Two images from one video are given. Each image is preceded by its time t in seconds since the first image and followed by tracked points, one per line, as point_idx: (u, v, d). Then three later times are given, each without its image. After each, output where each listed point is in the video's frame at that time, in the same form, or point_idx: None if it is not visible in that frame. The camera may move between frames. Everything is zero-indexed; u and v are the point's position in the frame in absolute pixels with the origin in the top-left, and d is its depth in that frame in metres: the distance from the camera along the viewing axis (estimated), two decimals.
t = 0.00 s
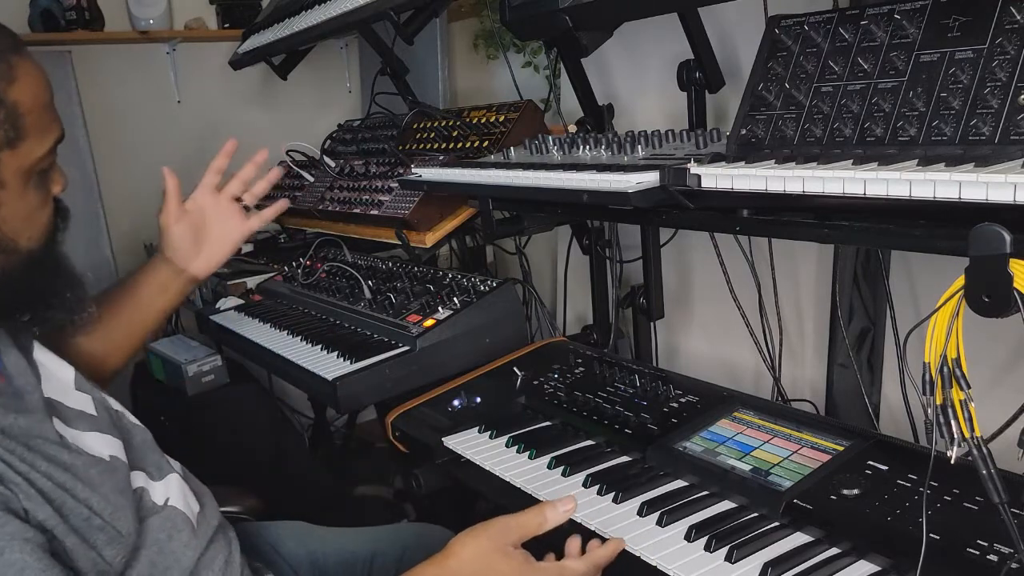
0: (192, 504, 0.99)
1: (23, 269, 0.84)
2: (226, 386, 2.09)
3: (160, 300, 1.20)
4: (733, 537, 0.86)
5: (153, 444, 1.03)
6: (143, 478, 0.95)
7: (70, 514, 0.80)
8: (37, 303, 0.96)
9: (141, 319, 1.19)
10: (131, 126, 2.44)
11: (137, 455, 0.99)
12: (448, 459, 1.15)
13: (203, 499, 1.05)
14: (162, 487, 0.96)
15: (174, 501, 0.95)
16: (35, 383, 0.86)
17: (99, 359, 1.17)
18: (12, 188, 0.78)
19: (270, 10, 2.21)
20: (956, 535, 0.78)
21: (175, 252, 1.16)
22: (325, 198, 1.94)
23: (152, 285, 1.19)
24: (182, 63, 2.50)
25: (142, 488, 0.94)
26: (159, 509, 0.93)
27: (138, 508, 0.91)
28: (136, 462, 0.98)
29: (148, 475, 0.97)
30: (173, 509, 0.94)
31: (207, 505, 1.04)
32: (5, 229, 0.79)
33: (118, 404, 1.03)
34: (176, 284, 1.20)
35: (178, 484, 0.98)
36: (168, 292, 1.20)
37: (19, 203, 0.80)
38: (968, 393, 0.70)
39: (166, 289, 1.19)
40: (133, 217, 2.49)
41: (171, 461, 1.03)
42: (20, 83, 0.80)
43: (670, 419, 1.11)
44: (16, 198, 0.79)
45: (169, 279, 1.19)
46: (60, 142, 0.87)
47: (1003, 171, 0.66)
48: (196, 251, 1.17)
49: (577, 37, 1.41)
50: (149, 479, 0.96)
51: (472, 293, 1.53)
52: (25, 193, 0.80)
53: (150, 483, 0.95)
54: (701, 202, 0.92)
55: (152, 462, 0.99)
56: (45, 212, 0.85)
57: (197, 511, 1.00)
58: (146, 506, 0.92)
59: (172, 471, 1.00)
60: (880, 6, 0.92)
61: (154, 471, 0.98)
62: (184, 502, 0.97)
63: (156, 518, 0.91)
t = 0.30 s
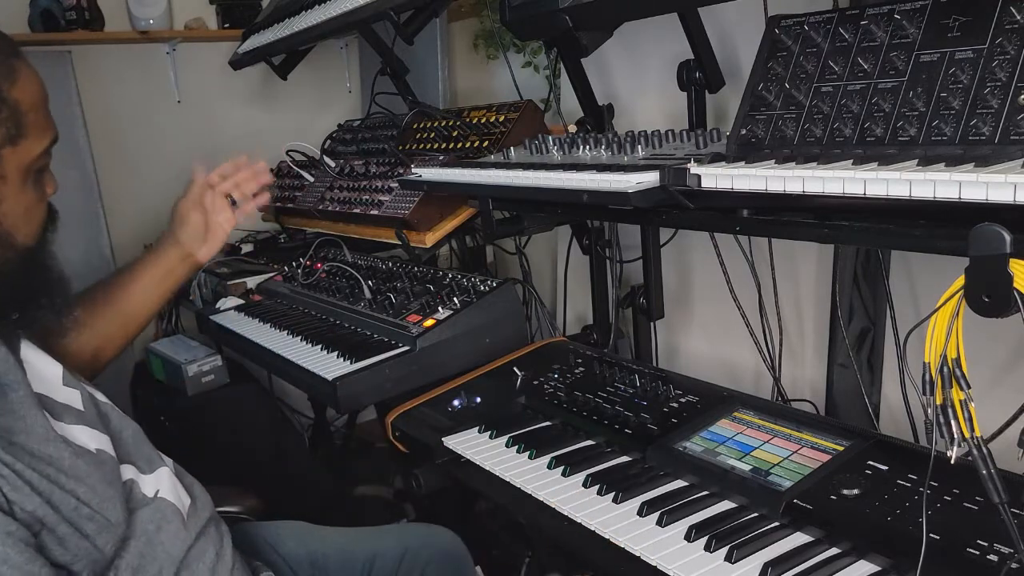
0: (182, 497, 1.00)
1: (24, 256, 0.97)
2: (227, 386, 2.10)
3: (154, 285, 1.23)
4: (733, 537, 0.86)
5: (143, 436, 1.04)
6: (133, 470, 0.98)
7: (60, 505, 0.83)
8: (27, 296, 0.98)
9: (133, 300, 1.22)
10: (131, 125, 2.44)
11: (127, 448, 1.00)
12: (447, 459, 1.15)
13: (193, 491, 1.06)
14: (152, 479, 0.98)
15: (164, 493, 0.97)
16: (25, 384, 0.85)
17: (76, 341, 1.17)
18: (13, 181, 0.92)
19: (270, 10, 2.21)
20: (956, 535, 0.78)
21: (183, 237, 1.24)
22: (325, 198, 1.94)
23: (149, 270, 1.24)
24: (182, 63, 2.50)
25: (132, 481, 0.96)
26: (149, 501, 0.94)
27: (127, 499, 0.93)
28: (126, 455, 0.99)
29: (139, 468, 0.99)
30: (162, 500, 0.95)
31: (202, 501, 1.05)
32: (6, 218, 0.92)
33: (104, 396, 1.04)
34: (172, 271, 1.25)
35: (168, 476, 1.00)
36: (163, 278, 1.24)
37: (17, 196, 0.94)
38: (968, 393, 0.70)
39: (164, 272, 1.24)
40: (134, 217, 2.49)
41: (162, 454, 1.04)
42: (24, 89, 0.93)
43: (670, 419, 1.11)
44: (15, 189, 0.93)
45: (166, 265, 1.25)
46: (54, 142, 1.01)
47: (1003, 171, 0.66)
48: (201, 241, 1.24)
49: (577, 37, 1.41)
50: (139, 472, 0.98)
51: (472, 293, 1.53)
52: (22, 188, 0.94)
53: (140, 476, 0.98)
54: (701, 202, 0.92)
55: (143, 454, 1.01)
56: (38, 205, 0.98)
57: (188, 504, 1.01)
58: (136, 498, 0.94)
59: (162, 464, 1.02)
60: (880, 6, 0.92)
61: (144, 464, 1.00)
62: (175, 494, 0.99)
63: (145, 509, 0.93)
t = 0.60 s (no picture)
0: (180, 496, 1.01)
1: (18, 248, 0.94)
2: (227, 385, 2.16)
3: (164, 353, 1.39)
4: (733, 537, 0.86)
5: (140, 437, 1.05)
6: (131, 470, 0.98)
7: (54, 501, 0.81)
8: (23, 291, 0.99)
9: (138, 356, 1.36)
10: (131, 126, 2.44)
11: (125, 448, 1.01)
12: (447, 459, 1.15)
13: (191, 491, 1.07)
14: (149, 479, 0.98)
15: (162, 492, 0.98)
16: (23, 385, 0.85)
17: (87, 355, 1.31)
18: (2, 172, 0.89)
19: (270, 10, 2.21)
20: (956, 535, 0.78)
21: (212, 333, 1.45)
22: (325, 198, 1.94)
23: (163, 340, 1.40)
24: (182, 63, 2.50)
25: (130, 480, 0.96)
26: (147, 500, 0.95)
27: (125, 498, 0.93)
28: (124, 455, 1.00)
29: (136, 468, 0.99)
30: (161, 500, 0.96)
31: (200, 500, 1.06)
32: None
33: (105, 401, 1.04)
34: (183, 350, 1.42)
35: (166, 476, 1.01)
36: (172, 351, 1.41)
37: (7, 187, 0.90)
38: (968, 393, 0.70)
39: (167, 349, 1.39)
40: (133, 217, 2.49)
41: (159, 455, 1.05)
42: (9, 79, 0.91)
43: (670, 419, 1.11)
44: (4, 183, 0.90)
45: (177, 342, 1.42)
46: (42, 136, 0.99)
47: (1003, 171, 0.66)
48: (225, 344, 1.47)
49: (577, 37, 1.41)
50: (137, 472, 0.98)
51: (472, 293, 1.53)
52: (11, 180, 0.91)
53: (138, 475, 0.98)
54: (701, 201, 0.92)
55: (140, 455, 1.01)
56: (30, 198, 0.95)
57: (186, 503, 1.02)
58: (133, 497, 0.94)
59: (160, 464, 1.02)
60: (880, 6, 0.92)
61: (142, 464, 1.01)
62: (172, 494, 0.99)
63: (143, 508, 0.93)
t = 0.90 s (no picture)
0: (181, 496, 1.01)
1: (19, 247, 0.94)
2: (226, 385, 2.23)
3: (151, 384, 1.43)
4: (733, 537, 0.86)
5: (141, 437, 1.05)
6: (133, 470, 0.98)
7: (57, 496, 0.82)
8: (24, 288, 0.99)
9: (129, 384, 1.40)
10: (131, 126, 2.44)
11: (127, 448, 1.01)
12: (447, 459, 1.15)
13: (192, 490, 1.06)
14: (151, 479, 0.98)
15: (163, 491, 0.98)
16: (25, 383, 0.84)
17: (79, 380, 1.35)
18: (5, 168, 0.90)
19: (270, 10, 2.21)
20: (956, 535, 0.78)
21: (193, 365, 1.46)
22: (325, 198, 1.94)
23: (150, 370, 1.43)
24: (182, 63, 2.50)
25: (131, 480, 0.96)
26: (149, 499, 0.95)
27: (127, 497, 0.93)
28: (125, 455, 1.00)
29: (138, 468, 0.99)
30: (162, 499, 0.96)
31: (201, 499, 1.06)
32: None
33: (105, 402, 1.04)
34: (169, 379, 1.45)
35: (167, 475, 1.01)
36: (163, 378, 1.45)
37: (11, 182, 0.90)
38: (968, 393, 0.70)
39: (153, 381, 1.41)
40: (133, 217, 2.49)
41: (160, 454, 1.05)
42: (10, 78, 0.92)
43: (670, 419, 1.11)
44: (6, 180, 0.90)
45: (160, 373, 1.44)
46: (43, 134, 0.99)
47: (1003, 171, 0.66)
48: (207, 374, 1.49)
49: (577, 37, 1.41)
50: (139, 472, 0.98)
51: (472, 293, 1.53)
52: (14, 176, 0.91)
53: (139, 475, 0.98)
54: (701, 202, 0.92)
55: (142, 455, 1.01)
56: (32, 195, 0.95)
57: (186, 502, 1.01)
58: (136, 496, 0.94)
59: (161, 463, 1.02)
60: (880, 6, 0.92)
61: (144, 463, 1.00)
62: (173, 492, 0.99)
63: (145, 507, 0.93)
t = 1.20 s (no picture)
0: (181, 498, 1.01)
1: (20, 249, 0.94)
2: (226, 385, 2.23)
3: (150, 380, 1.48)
4: (733, 537, 0.86)
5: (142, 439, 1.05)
6: (133, 472, 0.98)
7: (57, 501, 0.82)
8: (26, 289, 0.99)
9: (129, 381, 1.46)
10: (131, 126, 2.44)
11: (127, 450, 1.01)
12: (447, 459, 1.15)
13: (193, 492, 1.06)
14: (151, 482, 0.98)
15: (163, 494, 0.98)
16: (25, 386, 0.84)
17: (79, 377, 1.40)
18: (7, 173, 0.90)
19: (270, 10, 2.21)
20: (956, 535, 0.78)
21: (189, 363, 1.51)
22: (325, 198, 1.94)
23: (150, 367, 1.48)
24: (182, 63, 2.50)
25: (132, 482, 0.96)
26: (149, 502, 0.95)
27: (127, 500, 0.93)
28: (125, 457, 0.99)
29: (138, 470, 0.99)
30: (162, 501, 0.96)
31: (202, 501, 1.06)
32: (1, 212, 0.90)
33: (106, 403, 1.04)
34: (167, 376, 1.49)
35: (168, 478, 1.01)
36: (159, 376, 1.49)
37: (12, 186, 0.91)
38: (968, 393, 0.70)
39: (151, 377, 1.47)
40: (133, 217, 2.49)
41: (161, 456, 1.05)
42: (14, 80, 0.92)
43: (670, 419, 1.11)
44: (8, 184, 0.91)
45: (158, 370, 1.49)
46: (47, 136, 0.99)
47: (1003, 171, 0.66)
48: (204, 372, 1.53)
49: (577, 37, 1.41)
50: (139, 474, 0.98)
51: (472, 293, 1.53)
52: (16, 180, 0.92)
53: (140, 477, 0.98)
54: (701, 201, 0.92)
55: (142, 457, 1.01)
56: (35, 197, 0.96)
57: (187, 505, 1.01)
58: (136, 498, 0.94)
59: (162, 466, 1.02)
60: (880, 6, 0.92)
61: (144, 466, 1.00)
62: (173, 495, 0.99)
63: (145, 509, 0.93)
